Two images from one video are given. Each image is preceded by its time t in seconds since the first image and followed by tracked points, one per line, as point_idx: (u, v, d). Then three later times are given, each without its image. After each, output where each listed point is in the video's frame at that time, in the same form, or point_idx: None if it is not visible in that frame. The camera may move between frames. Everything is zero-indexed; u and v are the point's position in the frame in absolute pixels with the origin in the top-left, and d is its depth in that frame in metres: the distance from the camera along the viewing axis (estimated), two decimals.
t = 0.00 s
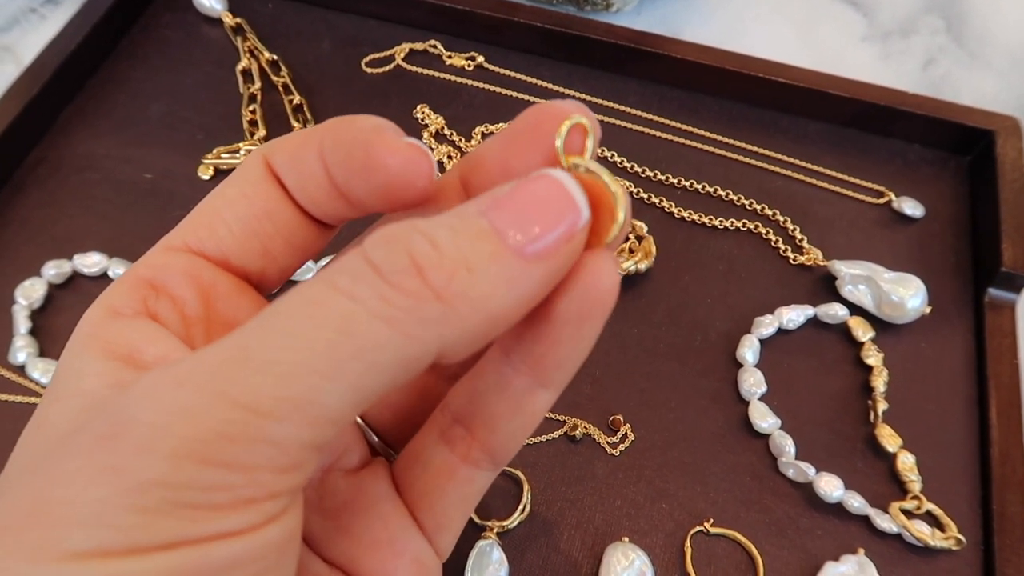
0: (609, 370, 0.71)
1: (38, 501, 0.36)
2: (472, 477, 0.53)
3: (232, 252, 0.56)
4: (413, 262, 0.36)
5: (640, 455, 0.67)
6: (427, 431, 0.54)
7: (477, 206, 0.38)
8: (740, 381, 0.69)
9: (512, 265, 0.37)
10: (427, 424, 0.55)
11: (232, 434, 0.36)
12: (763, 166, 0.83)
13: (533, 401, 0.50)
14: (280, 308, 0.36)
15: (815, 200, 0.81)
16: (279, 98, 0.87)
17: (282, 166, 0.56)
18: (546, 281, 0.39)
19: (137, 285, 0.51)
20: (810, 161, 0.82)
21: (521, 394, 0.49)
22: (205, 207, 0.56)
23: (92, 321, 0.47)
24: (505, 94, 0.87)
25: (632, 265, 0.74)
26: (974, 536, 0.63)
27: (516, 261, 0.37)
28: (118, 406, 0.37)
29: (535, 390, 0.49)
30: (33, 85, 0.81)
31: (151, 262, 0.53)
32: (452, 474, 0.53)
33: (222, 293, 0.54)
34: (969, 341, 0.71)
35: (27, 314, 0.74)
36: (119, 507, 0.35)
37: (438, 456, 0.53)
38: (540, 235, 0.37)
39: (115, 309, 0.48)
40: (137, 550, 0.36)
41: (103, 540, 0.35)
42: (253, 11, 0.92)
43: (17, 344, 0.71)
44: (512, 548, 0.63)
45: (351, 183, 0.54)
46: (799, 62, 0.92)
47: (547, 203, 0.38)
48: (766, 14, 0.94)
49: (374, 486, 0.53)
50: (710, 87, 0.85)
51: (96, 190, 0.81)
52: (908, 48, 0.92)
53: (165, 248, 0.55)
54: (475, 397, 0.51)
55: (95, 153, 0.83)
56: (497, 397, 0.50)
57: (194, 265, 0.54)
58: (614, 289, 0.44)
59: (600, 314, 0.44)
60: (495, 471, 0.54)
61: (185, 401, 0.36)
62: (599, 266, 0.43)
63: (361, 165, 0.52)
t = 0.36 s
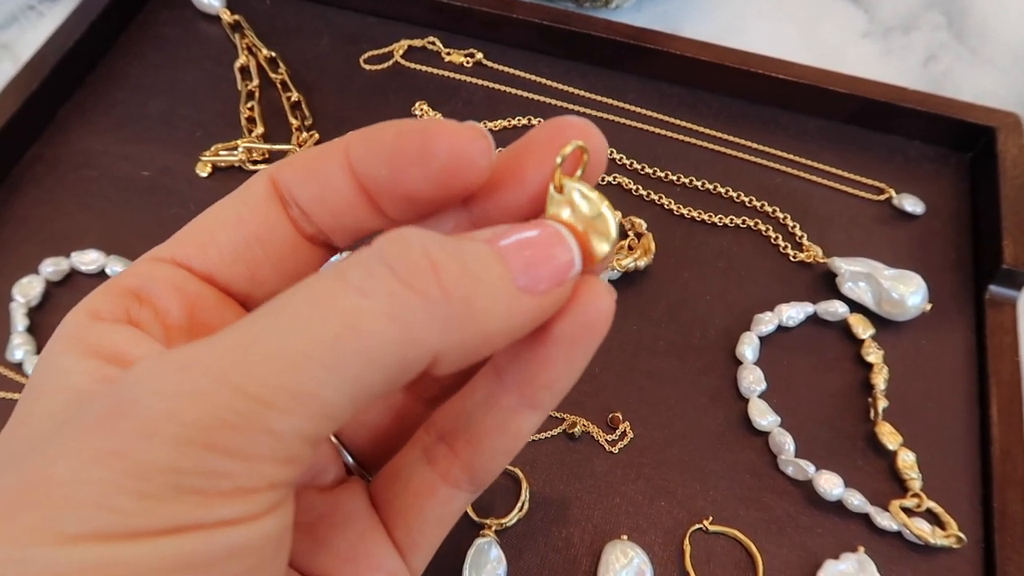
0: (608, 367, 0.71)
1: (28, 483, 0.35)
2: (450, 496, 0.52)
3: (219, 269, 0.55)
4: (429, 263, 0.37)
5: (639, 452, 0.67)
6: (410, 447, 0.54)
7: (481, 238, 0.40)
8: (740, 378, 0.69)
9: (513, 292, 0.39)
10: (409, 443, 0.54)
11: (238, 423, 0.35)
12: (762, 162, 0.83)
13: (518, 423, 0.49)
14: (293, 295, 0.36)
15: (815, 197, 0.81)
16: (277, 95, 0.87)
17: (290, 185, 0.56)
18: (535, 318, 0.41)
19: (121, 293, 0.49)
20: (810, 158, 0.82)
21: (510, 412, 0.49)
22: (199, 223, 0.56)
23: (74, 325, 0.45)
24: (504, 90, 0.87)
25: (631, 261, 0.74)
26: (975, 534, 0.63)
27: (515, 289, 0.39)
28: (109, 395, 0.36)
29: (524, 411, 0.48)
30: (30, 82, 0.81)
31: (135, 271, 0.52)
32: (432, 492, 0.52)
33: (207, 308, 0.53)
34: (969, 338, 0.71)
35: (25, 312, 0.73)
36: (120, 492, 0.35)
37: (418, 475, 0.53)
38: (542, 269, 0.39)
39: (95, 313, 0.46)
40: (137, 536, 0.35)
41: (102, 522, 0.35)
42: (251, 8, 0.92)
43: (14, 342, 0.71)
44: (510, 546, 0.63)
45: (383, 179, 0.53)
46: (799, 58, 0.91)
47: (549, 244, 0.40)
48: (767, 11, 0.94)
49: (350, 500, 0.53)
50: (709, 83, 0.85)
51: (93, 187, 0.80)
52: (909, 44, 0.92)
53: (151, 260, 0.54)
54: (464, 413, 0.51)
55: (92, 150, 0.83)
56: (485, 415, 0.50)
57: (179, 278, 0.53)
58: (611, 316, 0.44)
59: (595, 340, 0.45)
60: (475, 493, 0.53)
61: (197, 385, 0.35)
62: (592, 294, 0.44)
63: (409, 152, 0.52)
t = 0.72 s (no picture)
0: (612, 365, 0.71)
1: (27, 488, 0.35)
2: (447, 496, 0.53)
3: (208, 259, 0.55)
4: (443, 261, 0.36)
5: (643, 450, 0.67)
6: (409, 446, 0.54)
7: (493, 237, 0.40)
8: (744, 376, 0.69)
9: (518, 293, 0.39)
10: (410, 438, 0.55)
11: (241, 421, 0.35)
12: (766, 161, 0.83)
13: (521, 424, 0.49)
14: (303, 285, 0.36)
15: (818, 196, 0.81)
16: (281, 94, 0.87)
17: (283, 168, 0.56)
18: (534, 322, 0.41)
19: (109, 283, 0.49)
20: (813, 156, 0.82)
21: (514, 412, 0.49)
22: (187, 209, 0.55)
23: (58, 315, 0.45)
24: (507, 88, 0.87)
25: (634, 260, 0.74)
26: (978, 531, 0.63)
27: (520, 291, 0.39)
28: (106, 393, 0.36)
29: (528, 412, 0.49)
30: (34, 81, 0.81)
31: (117, 261, 0.51)
32: (430, 490, 0.53)
33: (197, 297, 0.53)
34: (973, 336, 0.71)
35: (30, 310, 0.73)
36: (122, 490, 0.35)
37: (416, 470, 0.53)
38: (544, 273, 0.39)
39: (81, 304, 0.46)
40: (140, 538, 0.36)
41: (101, 524, 0.35)
42: (254, 7, 0.92)
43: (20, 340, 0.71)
44: (515, 543, 0.63)
45: (391, 159, 0.53)
46: (801, 56, 0.91)
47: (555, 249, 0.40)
48: (769, 9, 0.94)
49: (345, 496, 0.52)
50: (712, 82, 0.85)
51: (98, 185, 0.81)
52: (911, 42, 0.92)
53: (138, 247, 0.53)
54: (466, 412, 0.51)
55: (97, 148, 0.83)
56: (486, 414, 0.50)
57: (167, 267, 0.53)
58: (616, 319, 0.45)
59: (601, 342, 0.45)
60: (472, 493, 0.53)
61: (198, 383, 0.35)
62: (597, 298, 0.44)
63: (423, 130, 0.51)
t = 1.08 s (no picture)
0: (608, 363, 0.71)
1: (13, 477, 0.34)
2: (430, 488, 0.53)
3: (199, 261, 0.54)
4: (423, 232, 0.36)
5: (639, 448, 0.67)
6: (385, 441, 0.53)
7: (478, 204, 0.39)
8: (740, 374, 0.69)
9: (508, 256, 0.38)
10: (386, 433, 0.54)
11: (232, 406, 0.35)
12: (763, 158, 0.83)
13: (502, 406, 0.50)
14: (287, 268, 0.36)
15: (815, 193, 0.81)
16: (278, 92, 0.87)
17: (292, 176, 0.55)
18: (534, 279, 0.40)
19: (92, 279, 0.48)
20: (810, 153, 0.82)
21: (493, 395, 0.49)
22: (182, 211, 0.55)
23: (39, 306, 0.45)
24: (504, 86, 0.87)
25: (630, 257, 0.74)
26: (975, 529, 0.63)
27: (510, 253, 0.38)
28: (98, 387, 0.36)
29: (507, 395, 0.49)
30: (30, 79, 0.81)
31: (110, 256, 0.51)
32: (413, 483, 0.53)
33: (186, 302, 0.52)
34: (970, 334, 0.71)
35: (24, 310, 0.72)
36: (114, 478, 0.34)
37: (398, 467, 0.53)
38: (534, 232, 0.38)
39: (62, 295, 0.46)
40: (131, 526, 0.35)
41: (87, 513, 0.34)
42: (251, 5, 0.92)
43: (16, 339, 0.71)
44: (511, 542, 0.63)
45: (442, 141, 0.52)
46: (799, 53, 0.91)
47: (545, 208, 0.39)
48: (768, 6, 0.94)
49: (329, 495, 0.52)
50: (710, 79, 0.84)
51: (94, 183, 0.81)
52: (910, 39, 0.92)
53: (127, 244, 0.52)
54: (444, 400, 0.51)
55: (93, 147, 0.83)
56: (466, 400, 0.50)
57: (154, 268, 0.52)
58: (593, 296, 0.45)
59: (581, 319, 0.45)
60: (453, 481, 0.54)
61: (185, 369, 0.34)
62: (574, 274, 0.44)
63: (476, 111, 0.50)
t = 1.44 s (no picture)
0: (606, 361, 0.71)
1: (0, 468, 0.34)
2: (406, 502, 0.52)
3: (176, 256, 0.54)
4: (386, 201, 0.36)
5: (637, 446, 0.66)
6: (365, 453, 0.53)
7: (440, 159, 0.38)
8: (738, 372, 0.69)
9: (478, 210, 0.38)
10: (365, 445, 0.54)
11: (215, 383, 0.35)
12: (761, 154, 0.82)
13: (482, 427, 0.49)
14: (258, 250, 0.36)
15: (815, 189, 0.80)
16: (274, 89, 0.87)
17: (256, 163, 0.55)
18: (511, 231, 0.40)
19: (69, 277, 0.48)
20: (808, 150, 0.81)
21: (474, 416, 0.49)
22: (151, 205, 0.55)
23: (16, 307, 0.45)
24: (501, 82, 0.87)
25: (628, 254, 0.73)
26: (975, 527, 0.62)
27: (481, 207, 0.38)
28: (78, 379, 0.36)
29: (488, 416, 0.49)
30: (26, 76, 0.80)
31: (81, 254, 0.51)
32: (391, 497, 0.52)
33: (164, 294, 0.52)
34: (970, 331, 0.70)
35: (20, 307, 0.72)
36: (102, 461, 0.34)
37: (375, 481, 0.52)
38: (502, 183, 0.38)
39: (39, 296, 0.46)
40: (119, 508, 0.35)
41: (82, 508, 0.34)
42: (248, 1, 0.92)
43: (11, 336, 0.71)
44: (507, 540, 0.63)
45: (382, 146, 0.54)
46: (799, 49, 0.91)
47: (509, 156, 0.39)
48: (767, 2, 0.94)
49: (306, 502, 0.52)
50: (709, 74, 0.84)
51: (89, 180, 0.80)
52: (910, 34, 0.91)
53: (100, 242, 0.52)
54: (423, 418, 0.50)
55: (89, 143, 0.82)
56: (446, 421, 0.49)
57: (130, 261, 0.52)
58: (579, 321, 0.44)
59: (565, 344, 0.45)
60: (431, 496, 0.53)
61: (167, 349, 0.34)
62: (559, 298, 0.44)
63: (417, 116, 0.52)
